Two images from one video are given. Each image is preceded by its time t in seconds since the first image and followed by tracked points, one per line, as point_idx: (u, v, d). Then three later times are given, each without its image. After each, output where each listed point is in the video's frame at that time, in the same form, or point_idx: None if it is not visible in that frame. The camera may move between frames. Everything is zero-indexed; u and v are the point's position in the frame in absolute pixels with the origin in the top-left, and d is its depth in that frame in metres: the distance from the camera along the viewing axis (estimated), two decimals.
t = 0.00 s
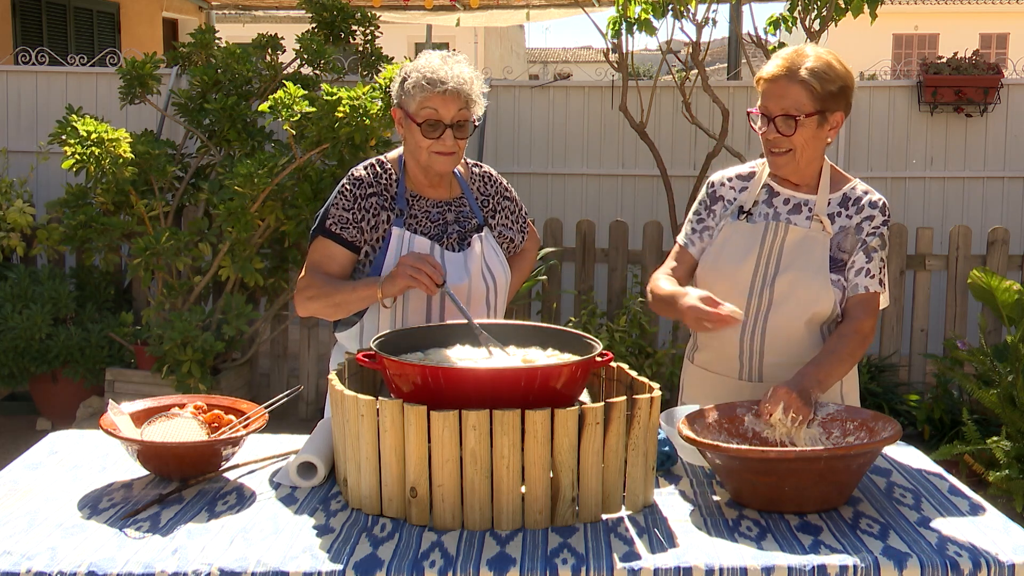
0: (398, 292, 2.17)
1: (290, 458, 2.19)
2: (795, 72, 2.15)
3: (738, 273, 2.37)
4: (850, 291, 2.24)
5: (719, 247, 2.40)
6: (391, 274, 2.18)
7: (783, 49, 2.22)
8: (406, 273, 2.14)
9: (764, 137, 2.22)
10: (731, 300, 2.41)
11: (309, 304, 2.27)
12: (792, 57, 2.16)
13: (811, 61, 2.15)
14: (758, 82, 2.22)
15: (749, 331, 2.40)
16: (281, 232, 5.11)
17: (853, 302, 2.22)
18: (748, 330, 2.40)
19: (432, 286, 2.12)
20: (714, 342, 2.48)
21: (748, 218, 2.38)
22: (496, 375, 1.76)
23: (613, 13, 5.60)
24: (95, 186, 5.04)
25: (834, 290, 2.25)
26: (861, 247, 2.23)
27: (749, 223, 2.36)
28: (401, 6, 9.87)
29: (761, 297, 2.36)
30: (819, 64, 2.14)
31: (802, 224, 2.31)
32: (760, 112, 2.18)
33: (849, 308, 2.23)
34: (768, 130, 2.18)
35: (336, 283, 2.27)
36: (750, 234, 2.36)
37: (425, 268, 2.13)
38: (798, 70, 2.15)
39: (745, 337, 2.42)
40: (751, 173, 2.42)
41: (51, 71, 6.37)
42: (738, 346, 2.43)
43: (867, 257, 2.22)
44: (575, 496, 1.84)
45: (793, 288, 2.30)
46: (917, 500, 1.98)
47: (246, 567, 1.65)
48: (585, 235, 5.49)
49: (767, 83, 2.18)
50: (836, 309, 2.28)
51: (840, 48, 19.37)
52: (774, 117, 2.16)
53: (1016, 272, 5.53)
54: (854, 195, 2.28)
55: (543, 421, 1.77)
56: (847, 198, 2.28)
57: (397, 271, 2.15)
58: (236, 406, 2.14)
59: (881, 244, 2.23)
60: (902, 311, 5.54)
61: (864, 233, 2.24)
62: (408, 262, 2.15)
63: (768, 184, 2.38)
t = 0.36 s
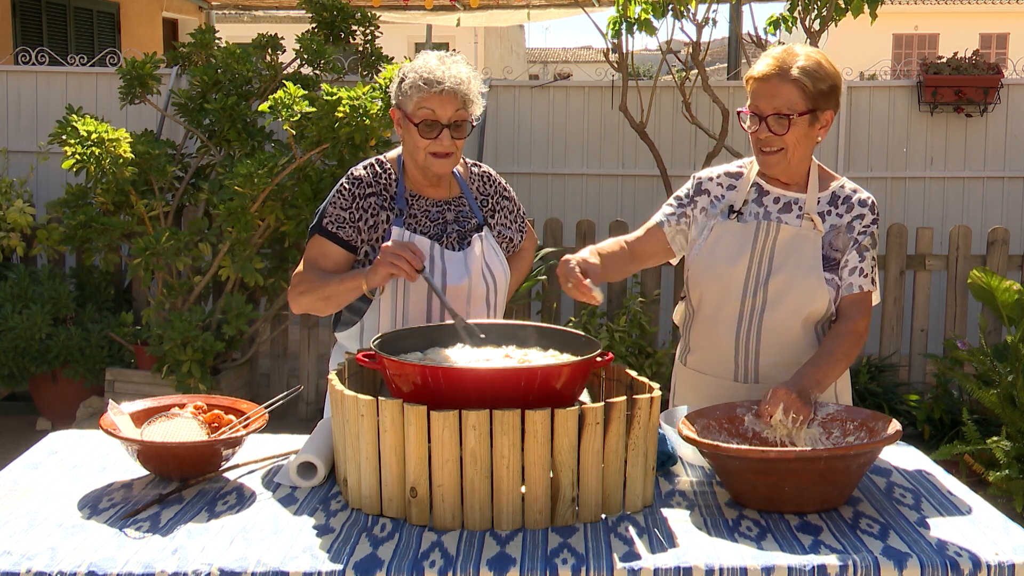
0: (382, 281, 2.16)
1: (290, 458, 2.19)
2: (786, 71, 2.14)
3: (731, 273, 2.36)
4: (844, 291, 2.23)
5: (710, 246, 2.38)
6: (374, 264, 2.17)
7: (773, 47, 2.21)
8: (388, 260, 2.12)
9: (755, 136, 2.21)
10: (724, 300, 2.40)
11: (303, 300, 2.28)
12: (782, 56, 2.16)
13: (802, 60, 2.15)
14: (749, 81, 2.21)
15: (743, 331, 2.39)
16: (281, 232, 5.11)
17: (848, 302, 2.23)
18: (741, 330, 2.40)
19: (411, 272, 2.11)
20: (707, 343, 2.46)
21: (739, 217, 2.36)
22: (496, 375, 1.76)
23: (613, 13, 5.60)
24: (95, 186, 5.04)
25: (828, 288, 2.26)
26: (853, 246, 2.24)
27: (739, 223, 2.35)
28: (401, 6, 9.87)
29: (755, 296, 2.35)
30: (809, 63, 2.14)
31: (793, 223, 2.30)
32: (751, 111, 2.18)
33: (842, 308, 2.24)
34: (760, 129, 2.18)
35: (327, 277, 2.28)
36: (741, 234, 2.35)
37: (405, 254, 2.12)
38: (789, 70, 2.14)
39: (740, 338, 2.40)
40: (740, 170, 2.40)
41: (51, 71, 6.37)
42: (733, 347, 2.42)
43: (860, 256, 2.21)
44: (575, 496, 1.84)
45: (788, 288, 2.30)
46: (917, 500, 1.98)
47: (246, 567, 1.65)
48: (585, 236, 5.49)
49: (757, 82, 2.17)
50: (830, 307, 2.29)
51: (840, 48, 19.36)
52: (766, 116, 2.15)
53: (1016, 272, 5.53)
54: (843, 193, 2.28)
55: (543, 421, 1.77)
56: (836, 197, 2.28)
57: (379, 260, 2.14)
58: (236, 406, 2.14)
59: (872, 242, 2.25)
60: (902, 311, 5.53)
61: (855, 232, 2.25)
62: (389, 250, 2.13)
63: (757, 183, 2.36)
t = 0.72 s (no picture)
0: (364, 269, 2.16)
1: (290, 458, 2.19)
2: (770, 72, 2.14)
3: (725, 276, 2.34)
4: (836, 289, 2.26)
5: (702, 249, 2.35)
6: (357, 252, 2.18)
7: (758, 48, 2.20)
8: (369, 247, 2.13)
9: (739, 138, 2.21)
10: (718, 302, 2.38)
11: (293, 294, 2.31)
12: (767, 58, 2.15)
13: (787, 61, 2.14)
14: (733, 82, 2.20)
15: (740, 333, 2.39)
16: (281, 232, 5.11)
17: (840, 301, 2.26)
18: (738, 332, 2.39)
19: (393, 257, 2.12)
20: (703, 346, 2.45)
21: (728, 218, 2.33)
22: (497, 375, 1.76)
23: (613, 13, 5.60)
24: (95, 186, 5.04)
25: (822, 288, 2.26)
26: (842, 245, 2.26)
27: (730, 224, 2.32)
28: (401, 6, 9.86)
29: (751, 297, 2.34)
30: (794, 64, 2.13)
31: (782, 224, 2.29)
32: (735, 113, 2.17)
33: (835, 307, 2.27)
34: (744, 131, 2.17)
35: (317, 271, 2.31)
36: (732, 237, 2.32)
37: (386, 239, 2.13)
38: (773, 71, 2.14)
39: (737, 338, 2.40)
40: (726, 170, 2.37)
41: (51, 71, 6.37)
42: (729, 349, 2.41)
43: (850, 255, 2.25)
44: (575, 496, 1.84)
45: (783, 289, 2.29)
46: (917, 500, 1.98)
47: (246, 567, 1.65)
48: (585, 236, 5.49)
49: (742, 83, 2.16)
50: (825, 308, 2.30)
51: (840, 48, 19.33)
52: (750, 118, 2.15)
53: (1016, 272, 5.53)
54: (829, 192, 2.29)
55: (543, 421, 1.77)
56: (822, 195, 2.29)
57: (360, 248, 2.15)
58: (236, 406, 2.14)
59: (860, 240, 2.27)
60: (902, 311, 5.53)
61: (843, 231, 2.26)
62: (368, 237, 2.14)
63: (743, 184, 2.34)
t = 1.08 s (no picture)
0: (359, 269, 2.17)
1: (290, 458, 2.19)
2: (758, 72, 2.13)
3: (717, 278, 2.33)
4: (826, 289, 2.26)
5: (692, 253, 2.32)
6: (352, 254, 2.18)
7: (745, 48, 2.20)
8: (363, 248, 2.13)
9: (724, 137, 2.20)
10: (712, 305, 2.37)
11: (290, 295, 2.32)
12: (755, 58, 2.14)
13: (774, 62, 2.14)
14: (720, 81, 2.19)
15: (735, 335, 2.39)
16: (281, 232, 5.11)
17: (831, 301, 2.26)
18: (733, 334, 2.39)
19: (388, 258, 2.12)
20: (697, 349, 2.45)
21: (716, 219, 2.31)
22: (496, 375, 1.76)
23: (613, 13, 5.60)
24: (95, 186, 5.04)
25: (815, 287, 2.26)
26: (831, 245, 2.26)
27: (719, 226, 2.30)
28: (401, 6, 9.86)
29: (744, 298, 2.34)
30: (782, 65, 2.13)
31: (771, 224, 2.29)
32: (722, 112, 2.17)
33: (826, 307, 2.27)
34: (729, 130, 2.17)
35: (313, 272, 2.31)
36: (723, 239, 2.30)
37: (381, 240, 2.13)
38: (760, 71, 2.13)
39: (731, 340, 2.40)
40: (711, 171, 2.35)
41: (51, 71, 6.37)
42: (725, 351, 2.42)
43: (839, 253, 2.25)
44: (575, 496, 1.84)
45: (777, 288, 2.29)
46: (918, 500, 1.98)
47: (246, 567, 1.65)
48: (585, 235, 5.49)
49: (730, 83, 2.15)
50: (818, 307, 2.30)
51: (840, 48, 19.31)
52: (736, 118, 2.14)
53: (1017, 272, 5.53)
54: (814, 192, 2.30)
55: (543, 421, 1.77)
56: (809, 195, 2.30)
57: (355, 249, 2.15)
58: (236, 406, 2.14)
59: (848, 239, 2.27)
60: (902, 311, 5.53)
61: (832, 230, 2.27)
62: (363, 239, 2.14)
63: (731, 184, 2.33)
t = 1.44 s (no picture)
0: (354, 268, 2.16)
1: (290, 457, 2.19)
2: (748, 74, 2.12)
3: (708, 281, 2.32)
4: (815, 285, 2.28)
5: (682, 257, 2.31)
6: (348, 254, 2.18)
7: (732, 48, 2.19)
8: (359, 249, 2.12)
9: (712, 139, 2.20)
10: (704, 307, 2.36)
11: (286, 295, 2.32)
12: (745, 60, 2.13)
13: (764, 64, 2.13)
14: (708, 81, 2.18)
15: (728, 336, 2.39)
16: (281, 232, 5.12)
17: (820, 297, 2.27)
18: (726, 335, 2.39)
19: (382, 257, 2.12)
20: (691, 350, 2.45)
21: (703, 222, 2.30)
22: (496, 375, 1.76)
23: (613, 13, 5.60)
24: (95, 186, 5.04)
25: (804, 285, 2.27)
26: (817, 241, 2.27)
27: (706, 228, 2.29)
28: (402, 6, 9.86)
29: (735, 300, 2.33)
30: (772, 67, 2.13)
31: (758, 224, 2.28)
32: (712, 114, 2.16)
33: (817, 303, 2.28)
34: (719, 132, 2.17)
35: (310, 272, 2.31)
36: (711, 241, 2.29)
37: (376, 240, 2.12)
38: (750, 72, 2.12)
39: (725, 341, 2.40)
40: (695, 171, 2.34)
41: (51, 71, 6.37)
42: (718, 352, 2.41)
43: (825, 250, 2.26)
44: (575, 496, 1.84)
45: (768, 289, 2.29)
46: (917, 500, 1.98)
47: (246, 567, 1.65)
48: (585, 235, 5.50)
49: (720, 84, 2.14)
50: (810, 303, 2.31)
51: (840, 49, 19.30)
52: (727, 120, 2.14)
53: (1017, 272, 5.52)
54: (798, 189, 2.29)
55: (543, 421, 1.77)
56: (793, 193, 2.29)
57: (351, 250, 2.14)
58: (236, 406, 2.14)
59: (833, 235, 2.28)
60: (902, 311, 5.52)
61: (817, 227, 2.27)
62: (357, 240, 2.13)
63: (715, 185, 2.31)
